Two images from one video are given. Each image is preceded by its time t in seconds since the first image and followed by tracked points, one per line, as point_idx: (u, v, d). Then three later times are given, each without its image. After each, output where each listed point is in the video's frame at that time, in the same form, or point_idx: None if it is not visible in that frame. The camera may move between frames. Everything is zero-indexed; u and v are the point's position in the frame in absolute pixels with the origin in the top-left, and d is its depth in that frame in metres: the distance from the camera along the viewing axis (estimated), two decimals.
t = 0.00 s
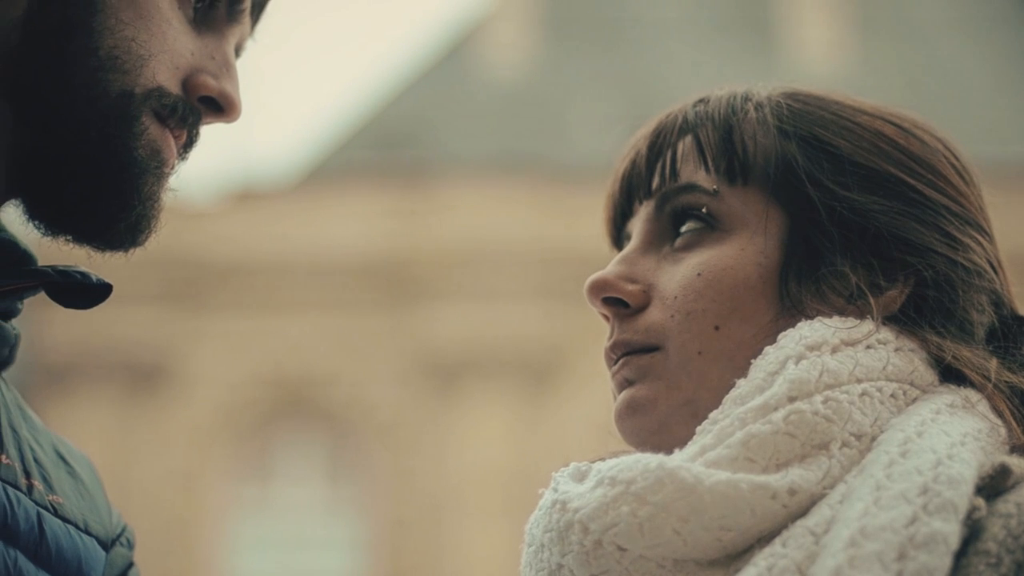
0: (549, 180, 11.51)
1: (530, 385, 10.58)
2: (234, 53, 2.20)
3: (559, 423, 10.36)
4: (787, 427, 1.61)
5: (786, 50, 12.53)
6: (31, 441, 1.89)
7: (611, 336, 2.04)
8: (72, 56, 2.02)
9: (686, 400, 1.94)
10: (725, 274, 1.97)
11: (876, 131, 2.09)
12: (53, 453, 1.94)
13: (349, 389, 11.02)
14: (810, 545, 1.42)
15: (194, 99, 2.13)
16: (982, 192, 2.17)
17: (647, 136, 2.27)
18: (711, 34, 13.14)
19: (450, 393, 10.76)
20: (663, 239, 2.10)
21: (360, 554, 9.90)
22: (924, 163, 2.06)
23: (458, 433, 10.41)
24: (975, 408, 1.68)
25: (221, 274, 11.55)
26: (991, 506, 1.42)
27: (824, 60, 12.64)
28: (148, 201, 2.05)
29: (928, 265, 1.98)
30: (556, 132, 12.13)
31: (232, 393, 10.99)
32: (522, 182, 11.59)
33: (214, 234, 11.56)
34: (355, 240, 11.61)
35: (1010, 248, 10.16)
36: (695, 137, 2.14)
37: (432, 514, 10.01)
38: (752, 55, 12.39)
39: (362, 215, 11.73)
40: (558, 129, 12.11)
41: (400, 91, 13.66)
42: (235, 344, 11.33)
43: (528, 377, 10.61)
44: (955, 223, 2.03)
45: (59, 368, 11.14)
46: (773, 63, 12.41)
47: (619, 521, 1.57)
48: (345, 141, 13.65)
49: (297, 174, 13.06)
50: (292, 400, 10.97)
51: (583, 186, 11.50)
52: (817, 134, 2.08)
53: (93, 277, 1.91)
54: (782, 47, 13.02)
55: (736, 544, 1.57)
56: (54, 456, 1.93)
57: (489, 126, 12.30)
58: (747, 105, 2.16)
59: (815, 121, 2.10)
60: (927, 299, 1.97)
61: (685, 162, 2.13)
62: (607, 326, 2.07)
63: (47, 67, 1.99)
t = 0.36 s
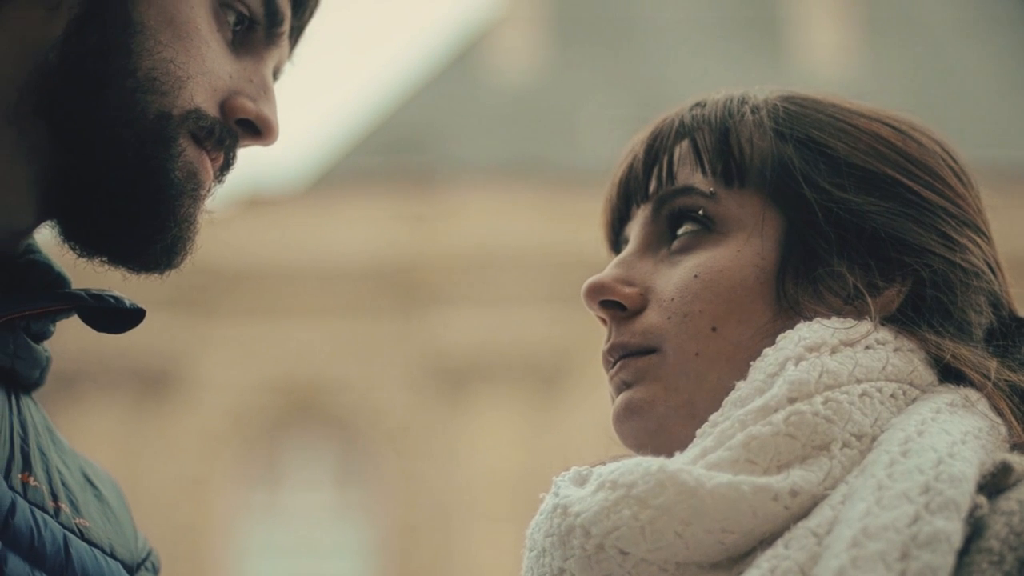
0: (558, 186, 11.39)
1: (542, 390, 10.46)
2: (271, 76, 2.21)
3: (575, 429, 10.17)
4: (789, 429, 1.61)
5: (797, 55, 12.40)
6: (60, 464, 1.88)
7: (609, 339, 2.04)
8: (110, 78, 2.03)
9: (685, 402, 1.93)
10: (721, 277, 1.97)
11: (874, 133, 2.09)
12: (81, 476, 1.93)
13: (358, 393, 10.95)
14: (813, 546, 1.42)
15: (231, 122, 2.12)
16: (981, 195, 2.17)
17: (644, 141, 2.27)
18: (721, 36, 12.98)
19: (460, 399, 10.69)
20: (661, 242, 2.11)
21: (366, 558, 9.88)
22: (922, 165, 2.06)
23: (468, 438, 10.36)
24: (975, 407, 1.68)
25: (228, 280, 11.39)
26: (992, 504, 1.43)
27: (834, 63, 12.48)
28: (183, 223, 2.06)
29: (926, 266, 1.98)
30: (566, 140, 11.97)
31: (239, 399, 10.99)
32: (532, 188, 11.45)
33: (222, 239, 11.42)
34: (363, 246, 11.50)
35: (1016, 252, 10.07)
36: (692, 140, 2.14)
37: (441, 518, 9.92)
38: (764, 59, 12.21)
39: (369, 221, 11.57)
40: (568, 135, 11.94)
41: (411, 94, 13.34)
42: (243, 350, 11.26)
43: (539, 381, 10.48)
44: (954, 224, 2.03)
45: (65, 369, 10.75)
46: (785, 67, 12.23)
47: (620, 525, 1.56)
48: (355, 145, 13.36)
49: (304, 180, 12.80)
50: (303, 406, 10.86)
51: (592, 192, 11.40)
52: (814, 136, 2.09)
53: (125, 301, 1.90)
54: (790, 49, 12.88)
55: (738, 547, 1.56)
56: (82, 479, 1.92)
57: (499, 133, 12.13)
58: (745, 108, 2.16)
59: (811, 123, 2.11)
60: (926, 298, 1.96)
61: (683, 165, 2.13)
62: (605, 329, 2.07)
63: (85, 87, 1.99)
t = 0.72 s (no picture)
0: (563, 191, 11.46)
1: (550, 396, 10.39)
2: (306, 95, 2.22)
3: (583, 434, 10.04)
4: (789, 429, 1.61)
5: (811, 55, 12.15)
6: (88, 484, 1.87)
7: (609, 341, 2.04)
8: (147, 95, 2.04)
9: (684, 403, 1.93)
10: (722, 278, 1.97)
11: (875, 136, 2.09)
12: (107, 497, 1.92)
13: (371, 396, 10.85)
14: (816, 546, 1.41)
15: (268, 140, 2.13)
16: (982, 198, 2.17)
17: (643, 146, 2.28)
18: (734, 34, 12.73)
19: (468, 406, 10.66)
20: (661, 244, 2.11)
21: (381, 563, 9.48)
22: (922, 167, 2.07)
23: (480, 442, 10.13)
24: (975, 407, 1.67)
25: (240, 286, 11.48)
26: (995, 502, 1.42)
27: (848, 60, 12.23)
28: (221, 241, 2.06)
29: (927, 268, 1.98)
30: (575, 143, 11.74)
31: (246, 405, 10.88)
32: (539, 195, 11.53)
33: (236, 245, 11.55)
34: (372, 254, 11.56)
35: None
36: (693, 144, 2.15)
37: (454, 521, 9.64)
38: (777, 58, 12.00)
39: (382, 227, 11.59)
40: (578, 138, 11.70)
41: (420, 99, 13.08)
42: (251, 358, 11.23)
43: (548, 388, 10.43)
44: (954, 226, 2.03)
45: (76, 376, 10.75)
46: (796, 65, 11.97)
47: (622, 527, 1.56)
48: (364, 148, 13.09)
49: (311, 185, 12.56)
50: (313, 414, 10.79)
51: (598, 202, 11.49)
52: (814, 138, 2.09)
53: (159, 324, 1.91)
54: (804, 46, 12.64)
55: (740, 549, 1.56)
56: (109, 500, 1.92)
57: (507, 136, 11.89)
58: (745, 111, 2.17)
59: (811, 125, 2.11)
60: (927, 298, 1.96)
61: (683, 168, 2.14)
62: (605, 331, 2.07)
63: (122, 106, 1.99)
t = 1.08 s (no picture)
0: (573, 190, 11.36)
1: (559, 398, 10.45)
2: (348, 113, 2.18)
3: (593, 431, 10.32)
4: (796, 426, 1.61)
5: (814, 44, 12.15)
6: (122, 501, 1.88)
7: (619, 343, 2.04)
8: (188, 112, 2.02)
9: (693, 403, 1.94)
10: (729, 278, 1.97)
11: (883, 135, 2.09)
12: (141, 514, 1.93)
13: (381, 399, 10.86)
14: (824, 542, 1.41)
15: (309, 158, 2.09)
16: (992, 197, 2.16)
17: (651, 149, 2.28)
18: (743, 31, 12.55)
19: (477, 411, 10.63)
20: (670, 246, 2.11)
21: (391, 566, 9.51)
22: (930, 167, 2.06)
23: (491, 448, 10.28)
24: (984, 403, 1.67)
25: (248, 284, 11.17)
26: (1004, 494, 1.42)
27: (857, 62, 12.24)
28: (260, 259, 2.03)
29: (935, 267, 1.98)
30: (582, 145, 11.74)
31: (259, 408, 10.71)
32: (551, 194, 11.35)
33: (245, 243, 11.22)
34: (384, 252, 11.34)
35: None
36: (699, 146, 2.15)
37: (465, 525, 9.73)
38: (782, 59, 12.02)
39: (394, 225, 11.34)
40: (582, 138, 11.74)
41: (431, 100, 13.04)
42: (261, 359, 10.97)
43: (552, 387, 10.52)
44: (962, 225, 2.02)
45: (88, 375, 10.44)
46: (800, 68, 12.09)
47: (630, 526, 1.56)
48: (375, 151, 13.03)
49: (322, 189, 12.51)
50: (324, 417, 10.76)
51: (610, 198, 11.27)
52: (821, 138, 2.09)
53: (195, 342, 1.91)
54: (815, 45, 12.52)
55: (749, 547, 1.56)
56: (142, 517, 1.93)
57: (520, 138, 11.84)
58: (752, 112, 2.17)
59: (819, 126, 2.11)
60: (935, 297, 1.96)
61: (690, 170, 2.14)
62: (615, 333, 2.08)
63: (161, 123, 1.98)
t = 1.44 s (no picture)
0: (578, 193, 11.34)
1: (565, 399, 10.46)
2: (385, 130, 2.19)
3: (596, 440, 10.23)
4: (799, 424, 1.60)
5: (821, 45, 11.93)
6: (150, 517, 1.91)
7: (622, 340, 2.04)
8: (225, 129, 2.07)
9: (695, 401, 1.93)
10: (733, 276, 1.96)
11: (889, 133, 2.08)
12: (169, 531, 1.96)
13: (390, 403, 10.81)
14: (826, 540, 1.41)
15: (345, 174, 2.10)
16: (999, 195, 2.15)
17: (655, 148, 2.28)
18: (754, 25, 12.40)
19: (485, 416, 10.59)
20: (674, 244, 2.10)
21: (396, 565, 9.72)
22: (937, 164, 2.05)
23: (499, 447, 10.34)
24: (989, 399, 1.65)
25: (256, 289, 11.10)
26: (1005, 491, 1.41)
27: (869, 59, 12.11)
28: (295, 275, 2.06)
29: (940, 264, 1.96)
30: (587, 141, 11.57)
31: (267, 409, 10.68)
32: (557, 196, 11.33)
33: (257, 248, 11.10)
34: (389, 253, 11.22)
35: None
36: (704, 144, 2.14)
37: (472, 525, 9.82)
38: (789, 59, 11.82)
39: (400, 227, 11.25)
40: (585, 133, 11.58)
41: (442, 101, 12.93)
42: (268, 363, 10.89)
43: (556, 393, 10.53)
44: (968, 222, 2.01)
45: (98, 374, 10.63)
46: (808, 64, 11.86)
47: (632, 526, 1.55)
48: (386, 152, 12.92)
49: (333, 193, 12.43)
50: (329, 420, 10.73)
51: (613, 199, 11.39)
52: (826, 135, 2.08)
53: (227, 358, 1.91)
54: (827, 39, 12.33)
55: (751, 545, 1.55)
56: (170, 533, 1.96)
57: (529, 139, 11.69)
58: (756, 109, 2.16)
59: (825, 123, 2.10)
60: (939, 292, 1.95)
61: (694, 168, 2.13)
62: (619, 331, 2.07)
63: (199, 138, 2.04)
